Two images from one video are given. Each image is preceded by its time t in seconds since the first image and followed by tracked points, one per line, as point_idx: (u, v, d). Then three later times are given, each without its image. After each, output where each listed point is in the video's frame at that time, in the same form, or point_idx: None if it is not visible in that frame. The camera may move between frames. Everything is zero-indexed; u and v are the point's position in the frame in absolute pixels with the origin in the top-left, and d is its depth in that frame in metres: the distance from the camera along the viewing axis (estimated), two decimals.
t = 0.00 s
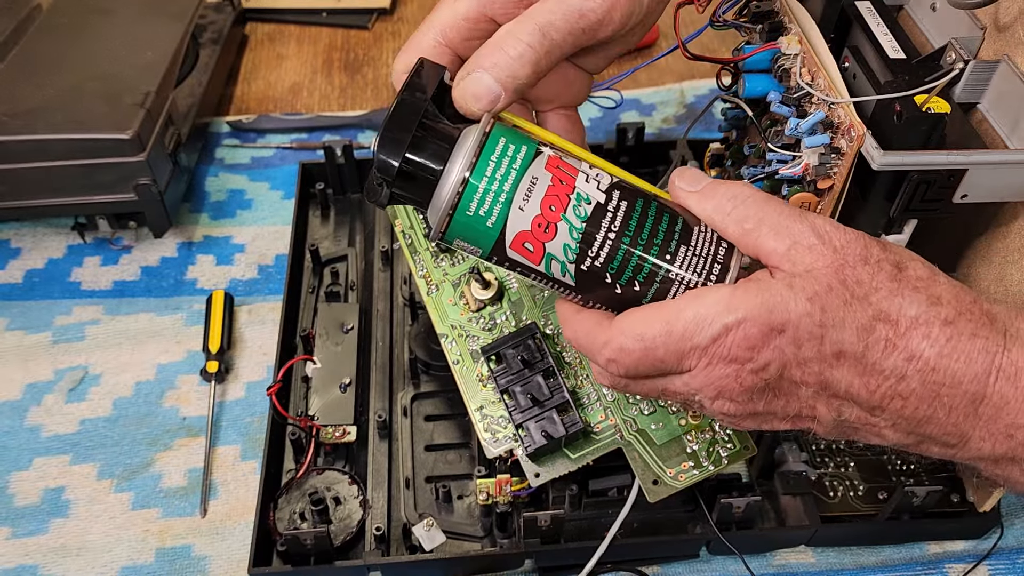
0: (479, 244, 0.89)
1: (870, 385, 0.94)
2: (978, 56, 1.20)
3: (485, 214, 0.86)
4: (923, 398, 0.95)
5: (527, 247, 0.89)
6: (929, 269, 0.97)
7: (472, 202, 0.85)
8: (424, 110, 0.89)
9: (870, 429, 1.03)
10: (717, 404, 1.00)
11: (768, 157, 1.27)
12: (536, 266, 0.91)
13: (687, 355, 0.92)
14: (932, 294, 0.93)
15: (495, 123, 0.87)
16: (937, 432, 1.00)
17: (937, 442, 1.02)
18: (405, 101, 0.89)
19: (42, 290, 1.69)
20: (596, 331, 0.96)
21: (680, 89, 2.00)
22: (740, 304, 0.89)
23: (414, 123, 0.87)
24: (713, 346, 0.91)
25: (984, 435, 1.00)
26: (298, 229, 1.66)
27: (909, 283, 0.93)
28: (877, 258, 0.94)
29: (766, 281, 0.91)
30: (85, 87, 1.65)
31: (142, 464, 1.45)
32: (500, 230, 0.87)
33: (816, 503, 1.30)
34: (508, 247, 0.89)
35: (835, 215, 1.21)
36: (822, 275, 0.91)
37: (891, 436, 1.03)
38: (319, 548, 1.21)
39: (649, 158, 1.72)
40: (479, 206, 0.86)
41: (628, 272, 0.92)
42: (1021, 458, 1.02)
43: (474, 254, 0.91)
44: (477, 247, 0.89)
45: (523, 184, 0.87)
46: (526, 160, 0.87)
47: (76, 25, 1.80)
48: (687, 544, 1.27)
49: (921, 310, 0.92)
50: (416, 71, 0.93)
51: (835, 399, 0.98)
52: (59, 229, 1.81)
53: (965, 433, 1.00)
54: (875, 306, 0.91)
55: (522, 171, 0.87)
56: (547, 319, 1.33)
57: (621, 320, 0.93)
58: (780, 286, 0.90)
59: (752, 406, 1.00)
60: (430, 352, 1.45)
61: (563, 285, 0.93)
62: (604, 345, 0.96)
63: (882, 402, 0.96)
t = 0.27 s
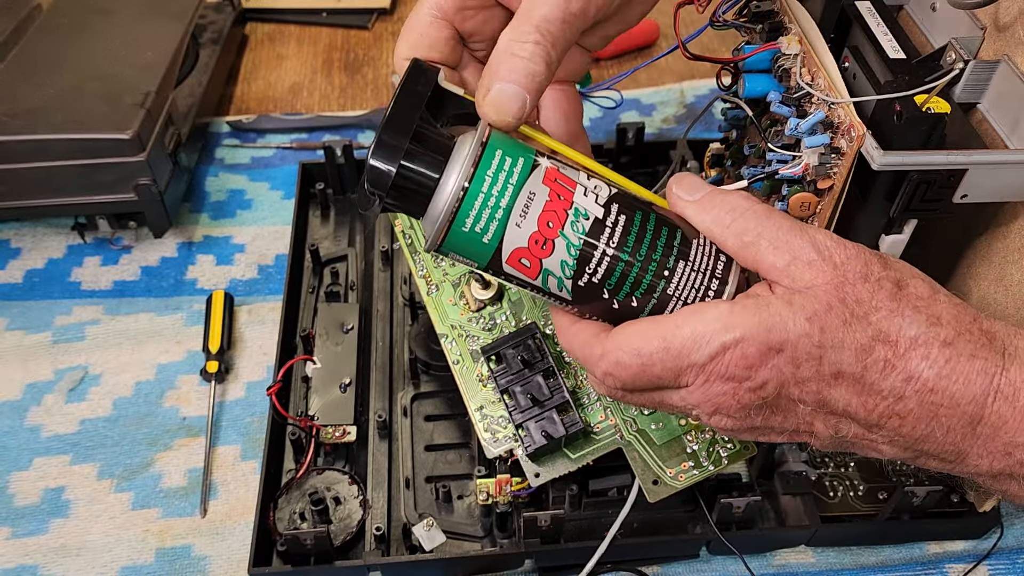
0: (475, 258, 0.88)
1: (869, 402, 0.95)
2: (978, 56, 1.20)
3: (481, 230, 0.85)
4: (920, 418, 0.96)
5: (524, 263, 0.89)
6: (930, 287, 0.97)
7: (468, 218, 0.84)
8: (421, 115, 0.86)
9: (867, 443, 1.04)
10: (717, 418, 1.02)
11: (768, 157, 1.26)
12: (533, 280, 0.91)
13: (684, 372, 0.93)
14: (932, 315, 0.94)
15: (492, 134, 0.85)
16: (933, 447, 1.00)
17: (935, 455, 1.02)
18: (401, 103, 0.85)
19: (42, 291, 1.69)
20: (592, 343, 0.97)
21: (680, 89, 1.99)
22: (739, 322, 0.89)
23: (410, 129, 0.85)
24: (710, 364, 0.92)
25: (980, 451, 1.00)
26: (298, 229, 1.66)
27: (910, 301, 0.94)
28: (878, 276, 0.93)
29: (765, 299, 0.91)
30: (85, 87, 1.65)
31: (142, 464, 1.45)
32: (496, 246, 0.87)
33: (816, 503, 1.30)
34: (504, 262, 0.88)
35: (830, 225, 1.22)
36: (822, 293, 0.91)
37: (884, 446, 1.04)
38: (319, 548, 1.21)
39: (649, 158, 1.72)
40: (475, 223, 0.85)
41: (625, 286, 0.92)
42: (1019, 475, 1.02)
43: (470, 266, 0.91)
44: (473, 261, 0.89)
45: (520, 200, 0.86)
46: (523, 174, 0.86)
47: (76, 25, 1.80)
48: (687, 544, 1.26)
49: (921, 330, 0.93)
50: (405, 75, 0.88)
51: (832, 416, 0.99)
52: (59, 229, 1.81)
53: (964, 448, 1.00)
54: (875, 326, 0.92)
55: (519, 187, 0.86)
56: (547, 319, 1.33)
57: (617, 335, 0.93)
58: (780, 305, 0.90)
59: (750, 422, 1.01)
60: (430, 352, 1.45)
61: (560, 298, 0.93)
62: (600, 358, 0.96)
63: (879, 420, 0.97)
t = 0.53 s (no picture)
0: (478, 259, 0.88)
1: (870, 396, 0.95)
2: (978, 56, 1.20)
3: (485, 230, 0.86)
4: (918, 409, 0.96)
5: (526, 263, 0.88)
6: (925, 282, 0.97)
7: (472, 218, 0.85)
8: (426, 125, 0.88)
9: (868, 438, 1.03)
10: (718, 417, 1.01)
11: (768, 157, 1.26)
12: (535, 281, 0.90)
13: (687, 369, 0.93)
14: (928, 307, 0.94)
15: (494, 139, 0.87)
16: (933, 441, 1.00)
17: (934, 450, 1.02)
18: (406, 115, 0.87)
19: (43, 290, 1.69)
20: (596, 343, 0.97)
21: (680, 89, 1.99)
22: (740, 318, 0.89)
23: (415, 137, 0.86)
24: (712, 360, 0.92)
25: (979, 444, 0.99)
26: (298, 229, 1.66)
27: (906, 296, 0.94)
28: (873, 271, 0.94)
29: (763, 295, 0.92)
30: (85, 87, 1.65)
31: (142, 464, 1.45)
32: (499, 246, 0.86)
33: (816, 503, 1.30)
34: (507, 262, 0.88)
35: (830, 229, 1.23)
36: (819, 289, 0.92)
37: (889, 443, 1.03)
38: (319, 548, 1.21)
39: (649, 158, 1.72)
40: (479, 222, 0.85)
41: (627, 287, 0.92)
42: (1016, 466, 1.02)
43: (473, 269, 0.90)
44: (476, 262, 0.88)
45: (522, 201, 0.87)
46: (525, 176, 0.87)
47: (76, 25, 1.80)
48: (687, 544, 1.26)
49: (918, 322, 0.93)
50: (414, 86, 0.92)
51: (834, 410, 0.98)
52: (59, 229, 1.81)
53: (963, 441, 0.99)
54: (873, 319, 0.92)
55: (522, 188, 0.87)
56: (547, 319, 1.33)
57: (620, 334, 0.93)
58: (779, 301, 0.90)
59: (752, 419, 1.01)
60: (430, 352, 1.45)
61: (561, 300, 0.92)
62: (603, 358, 0.96)
63: (879, 413, 0.96)
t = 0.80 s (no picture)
0: (470, 263, 0.88)
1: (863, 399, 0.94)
2: (978, 56, 1.20)
3: (478, 233, 0.86)
4: (912, 414, 0.96)
5: (518, 267, 0.88)
6: (914, 287, 0.98)
7: (465, 221, 0.85)
8: (422, 132, 0.88)
9: (862, 448, 1.03)
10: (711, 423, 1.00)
11: (768, 157, 1.26)
12: (527, 286, 0.90)
13: (679, 374, 0.92)
14: (918, 311, 0.94)
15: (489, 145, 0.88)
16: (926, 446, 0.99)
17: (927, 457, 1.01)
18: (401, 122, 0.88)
19: (42, 290, 1.69)
20: (587, 350, 0.96)
21: (680, 89, 2.00)
22: (733, 321, 0.89)
23: (409, 144, 0.87)
24: (705, 363, 0.91)
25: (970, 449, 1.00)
26: (298, 229, 1.66)
27: (896, 300, 0.94)
28: (864, 277, 0.94)
29: (755, 300, 0.92)
30: (85, 87, 1.65)
31: (142, 464, 1.45)
32: (492, 249, 0.87)
33: (817, 503, 1.30)
34: (499, 266, 0.88)
35: (826, 238, 1.23)
36: (810, 294, 0.92)
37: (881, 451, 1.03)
38: (319, 548, 1.21)
39: (649, 158, 1.72)
40: (472, 225, 0.85)
41: (618, 293, 0.91)
42: (1010, 472, 1.02)
43: (465, 274, 0.90)
44: (469, 266, 0.89)
45: (515, 205, 0.87)
46: (519, 181, 0.87)
47: (76, 25, 1.80)
48: (687, 544, 1.26)
49: (908, 325, 0.93)
50: (410, 96, 0.93)
51: (827, 416, 0.98)
52: (59, 229, 1.81)
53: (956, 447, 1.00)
54: (864, 322, 0.92)
55: (515, 193, 0.87)
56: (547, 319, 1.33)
57: (612, 339, 0.93)
58: (771, 305, 0.90)
59: (745, 427, 1.00)
60: (430, 352, 1.45)
61: (553, 306, 0.92)
62: (596, 364, 0.95)
63: (872, 419, 0.96)
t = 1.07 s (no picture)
0: (468, 268, 0.88)
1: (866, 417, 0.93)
2: (977, 56, 1.20)
3: (475, 236, 0.86)
4: (912, 425, 0.95)
5: (516, 271, 0.88)
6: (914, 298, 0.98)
7: (462, 224, 0.85)
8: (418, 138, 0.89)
9: (859, 458, 1.02)
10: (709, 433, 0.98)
11: (768, 157, 1.27)
12: (524, 290, 0.90)
13: (672, 378, 0.91)
14: (918, 321, 0.94)
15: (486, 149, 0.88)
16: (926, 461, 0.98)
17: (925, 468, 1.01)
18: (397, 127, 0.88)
19: (42, 290, 1.69)
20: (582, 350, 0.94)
21: (680, 90, 2.00)
22: (729, 328, 0.89)
23: (405, 149, 0.87)
24: (699, 369, 0.90)
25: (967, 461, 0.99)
26: (298, 229, 1.66)
27: (896, 310, 0.94)
28: (864, 285, 0.94)
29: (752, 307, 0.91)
30: (85, 87, 1.65)
31: (142, 464, 1.45)
32: (489, 252, 0.87)
33: (817, 503, 1.31)
34: (496, 271, 0.88)
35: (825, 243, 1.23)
36: (808, 301, 0.91)
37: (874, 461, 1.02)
38: (319, 548, 1.21)
39: (649, 159, 1.72)
40: (469, 228, 0.86)
41: (615, 298, 0.92)
42: (1009, 483, 1.02)
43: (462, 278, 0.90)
44: (465, 270, 0.89)
45: (513, 208, 0.87)
46: (517, 185, 0.88)
47: (76, 25, 1.80)
48: (687, 544, 1.26)
49: (908, 336, 0.93)
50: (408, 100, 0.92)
51: (823, 426, 0.97)
52: (59, 229, 1.80)
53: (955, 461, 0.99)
54: (862, 332, 0.92)
55: (513, 196, 0.87)
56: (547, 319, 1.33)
57: (607, 340, 0.92)
58: (768, 312, 0.90)
59: (739, 436, 0.98)
60: (430, 352, 1.45)
61: (551, 311, 0.93)
62: (590, 365, 0.93)
63: (870, 429, 0.96)
